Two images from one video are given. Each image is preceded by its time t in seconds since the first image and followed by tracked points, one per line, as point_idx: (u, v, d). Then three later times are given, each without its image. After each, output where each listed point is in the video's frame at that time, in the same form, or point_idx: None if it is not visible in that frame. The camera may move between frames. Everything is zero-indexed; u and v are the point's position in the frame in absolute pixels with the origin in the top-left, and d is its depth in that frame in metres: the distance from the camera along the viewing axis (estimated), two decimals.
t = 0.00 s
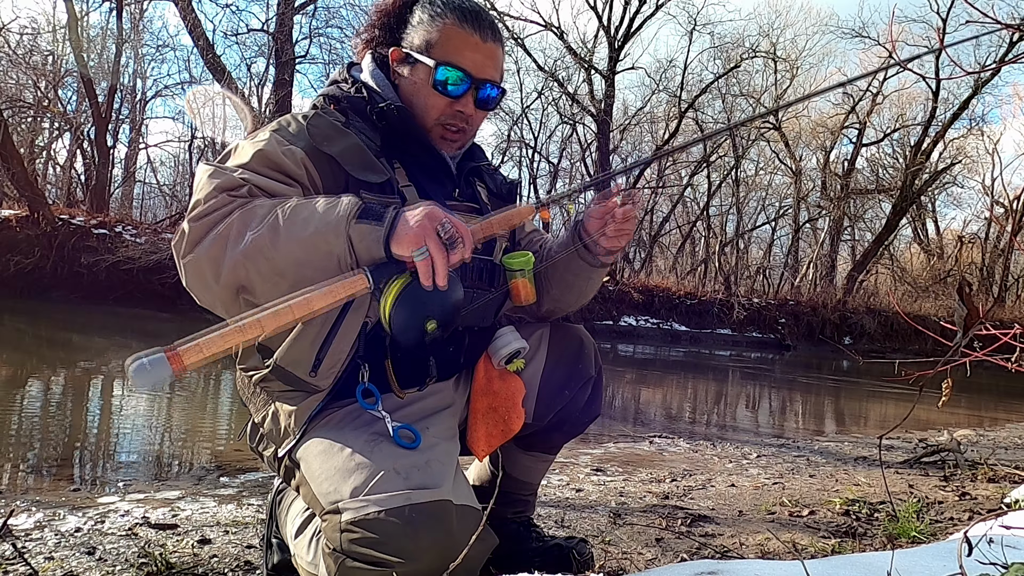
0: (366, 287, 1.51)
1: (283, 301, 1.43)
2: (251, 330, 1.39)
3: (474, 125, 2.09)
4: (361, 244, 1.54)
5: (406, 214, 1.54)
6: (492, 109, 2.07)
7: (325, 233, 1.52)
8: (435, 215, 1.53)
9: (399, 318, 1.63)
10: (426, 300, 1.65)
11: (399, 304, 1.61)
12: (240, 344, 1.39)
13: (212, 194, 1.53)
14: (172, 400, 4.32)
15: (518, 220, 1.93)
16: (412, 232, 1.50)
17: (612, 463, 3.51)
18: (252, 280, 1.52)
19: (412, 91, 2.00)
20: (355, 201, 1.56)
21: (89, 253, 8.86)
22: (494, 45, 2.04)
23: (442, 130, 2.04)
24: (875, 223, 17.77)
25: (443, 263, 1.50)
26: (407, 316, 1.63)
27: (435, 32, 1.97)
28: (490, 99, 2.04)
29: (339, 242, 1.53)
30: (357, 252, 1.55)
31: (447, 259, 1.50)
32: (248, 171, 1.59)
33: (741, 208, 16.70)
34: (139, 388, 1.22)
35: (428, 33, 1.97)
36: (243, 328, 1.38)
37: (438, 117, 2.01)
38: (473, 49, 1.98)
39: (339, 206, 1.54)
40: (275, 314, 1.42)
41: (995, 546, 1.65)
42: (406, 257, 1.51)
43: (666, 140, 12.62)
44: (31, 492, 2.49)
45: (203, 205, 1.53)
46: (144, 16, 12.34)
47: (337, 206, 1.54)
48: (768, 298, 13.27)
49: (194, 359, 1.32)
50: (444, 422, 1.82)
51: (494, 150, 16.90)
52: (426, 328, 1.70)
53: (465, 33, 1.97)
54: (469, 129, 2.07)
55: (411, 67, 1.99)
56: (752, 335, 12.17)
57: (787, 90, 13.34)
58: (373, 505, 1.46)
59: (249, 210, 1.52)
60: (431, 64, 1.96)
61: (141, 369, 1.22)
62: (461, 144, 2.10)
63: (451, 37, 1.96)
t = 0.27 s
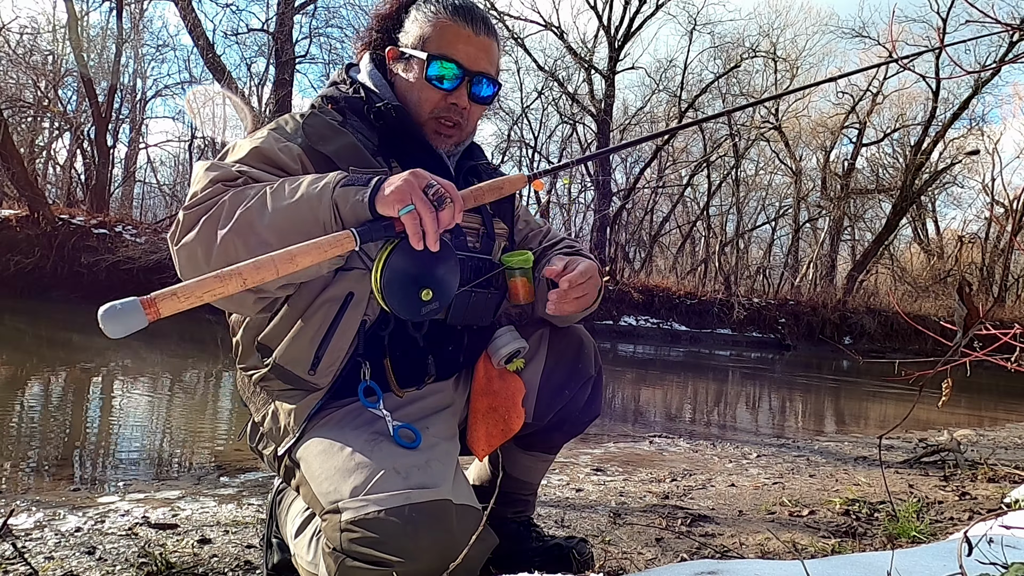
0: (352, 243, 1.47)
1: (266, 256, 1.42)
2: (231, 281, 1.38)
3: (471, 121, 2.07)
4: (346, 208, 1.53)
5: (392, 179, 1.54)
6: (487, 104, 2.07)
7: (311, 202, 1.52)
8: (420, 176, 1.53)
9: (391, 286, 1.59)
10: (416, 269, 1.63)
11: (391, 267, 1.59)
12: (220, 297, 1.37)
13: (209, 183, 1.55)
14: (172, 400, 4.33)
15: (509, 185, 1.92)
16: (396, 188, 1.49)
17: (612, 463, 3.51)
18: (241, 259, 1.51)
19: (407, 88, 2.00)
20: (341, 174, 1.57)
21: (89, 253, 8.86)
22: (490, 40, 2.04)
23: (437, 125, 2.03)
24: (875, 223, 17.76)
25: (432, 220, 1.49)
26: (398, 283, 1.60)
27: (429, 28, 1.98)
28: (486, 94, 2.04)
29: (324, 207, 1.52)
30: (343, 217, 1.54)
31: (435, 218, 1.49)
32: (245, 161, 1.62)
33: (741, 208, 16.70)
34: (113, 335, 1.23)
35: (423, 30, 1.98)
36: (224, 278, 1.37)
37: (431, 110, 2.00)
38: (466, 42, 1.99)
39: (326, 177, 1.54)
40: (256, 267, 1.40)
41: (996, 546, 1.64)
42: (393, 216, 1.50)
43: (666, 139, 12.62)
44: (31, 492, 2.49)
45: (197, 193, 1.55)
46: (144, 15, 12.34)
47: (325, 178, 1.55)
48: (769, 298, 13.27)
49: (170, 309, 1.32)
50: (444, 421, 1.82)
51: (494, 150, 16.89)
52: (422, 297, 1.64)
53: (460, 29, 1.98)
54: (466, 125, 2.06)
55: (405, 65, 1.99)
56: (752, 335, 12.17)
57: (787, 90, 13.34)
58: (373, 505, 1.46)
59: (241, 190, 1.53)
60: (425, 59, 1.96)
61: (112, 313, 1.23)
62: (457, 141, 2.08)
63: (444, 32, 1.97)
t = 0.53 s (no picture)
0: (350, 233, 1.46)
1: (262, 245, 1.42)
2: (227, 267, 1.38)
3: (470, 112, 2.06)
4: (343, 201, 1.52)
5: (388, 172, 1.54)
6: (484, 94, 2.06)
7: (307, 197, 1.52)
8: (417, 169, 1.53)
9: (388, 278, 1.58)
10: (414, 261, 1.61)
11: (387, 260, 1.58)
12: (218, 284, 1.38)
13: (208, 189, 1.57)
14: (172, 399, 4.33)
15: (506, 178, 1.92)
16: (391, 179, 1.48)
17: (613, 463, 3.51)
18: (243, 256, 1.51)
19: (403, 80, 2.00)
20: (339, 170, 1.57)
21: (89, 253, 8.86)
22: (485, 32, 2.05)
23: (435, 113, 2.01)
24: (875, 223, 17.76)
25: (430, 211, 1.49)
26: (394, 274, 1.58)
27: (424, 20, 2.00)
28: (483, 83, 2.04)
29: (320, 199, 1.52)
30: (340, 209, 1.52)
31: (431, 209, 1.49)
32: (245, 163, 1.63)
33: (741, 208, 16.70)
34: (109, 317, 1.22)
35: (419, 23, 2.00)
36: (220, 265, 1.38)
37: (429, 100, 1.99)
38: (460, 31, 2.00)
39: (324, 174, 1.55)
40: (252, 256, 1.40)
41: (996, 546, 1.64)
42: (389, 207, 1.48)
43: (666, 139, 12.62)
44: (30, 492, 2.49)
45: (199, 198, 1.57)
46: (144, 15, 12.34)
47: (323, 174, 1.55)
48: (769, 298, 13.26)
49: (168, 294, 1.31)
50: (444, 422, 1.81)
51: (494, 150, 16.89)
52: (419, 289, 1.62)
53: (453, 19, 2.01)
54: (465, 116, 2.04)
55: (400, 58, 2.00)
56: (751, 335, 12.17)
57: (787, 90, 13.34)
58: (372, 505, 1.46)
59: (242, 192, 1.54)
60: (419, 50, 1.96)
61: (110, 296, 1.23)
62: (456, 132, 2.06)
63: (438, 22, 1.99)
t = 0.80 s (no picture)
0: (302, 239, 1.41)
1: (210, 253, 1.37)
2: (170, 278, 1.32)
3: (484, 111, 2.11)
4: (300, 207, 1.47)
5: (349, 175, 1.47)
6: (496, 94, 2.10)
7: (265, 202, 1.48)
8: (377, 172, 1.46)
9: (345, 285, 1.54)
10: (371, 267, 1.59)
11: (344, 266, 1.54)
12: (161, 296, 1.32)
13: (189, 194, 1.57)
14: (172, 399, 4.33)
15: (474, 182, 1.79)
16: (349, 184, 1.42)
17: (612, 462, 3.52)
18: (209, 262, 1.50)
19: (421, 84, 2.00)
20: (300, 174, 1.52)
21: (89, 252, 8.86)
22: (492, 31, 2.08)
23: (455, 116, 2.03)
24: (875, 223, 17.76)
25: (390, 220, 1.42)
26: (350, 282, 1.55)
27: (436, 22, 2.00)
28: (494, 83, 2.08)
29: (277, 206, 1.48)
30: (295, 215, 1.47)
31: (391, 216, 1.42)
32: (234, 165, 1.61)
33: (741, 207, 16.70)
34: (46, 330, 1.17)
35: (429, 25, 2.00)
36: (162, 276, 1.31)
37: (450, 104, 2.01)
38: (476, 32, 2.02)
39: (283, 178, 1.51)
40: (197, 265, 1.35)
41: (996, 546, 1.64)
42: (346, 214, 1.43)
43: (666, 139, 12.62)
44: (30, 491, 2.49)
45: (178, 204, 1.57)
46: (144, 15, 12.34)
47: (282, 179, 1.51)
48: (769, 297, 13.27)
49: (107, 306, 1.25)
50: (443, 422, 1.81)
51: (494, 150, 16.88)
52: (377, 298, 1.61)
53: (465, 20, 2.02)
54: (482, 116, 2.08)
55: (415, 61, 2.00)
56: (751, 334, 12.17)
57: (787, 90, 13.33)
58: (372, 505, 1.46)
59: (211, 196, 1.54)
60: (439, 54, 1.98)
61: (42, 310, 1.17)
62: (473, 132, 2.10)
63: (451, 25, 2.00)
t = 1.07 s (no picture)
0: (279, 255, 1.41)
1: (185, 268, 1.37)
2: (144, 294, 1.35)
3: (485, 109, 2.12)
4: (277, 218, 1.46)
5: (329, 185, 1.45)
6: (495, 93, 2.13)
7: (244, 213, 1.48)
8: (357, 180, 1.43)
9: (326, 297, 1.50)
10: (353, 279, 1.54)
11: (324, 277, 1.50)
12: (137, 310, 1.36)
13: (181, 198, 1.56)
14: (172, 399, 4.33)
15: (455, 189, 1.77)
16: (327, 195, 1.39)
17: (613, 462, 3.52)
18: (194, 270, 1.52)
19: (425, 86, 2.01)
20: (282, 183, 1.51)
21: (90, 252, 8.87)
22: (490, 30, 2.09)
23: (461, 117, 2.05)
24: (875, 223, 17.75)
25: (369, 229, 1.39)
26: (331, 294, 1.50)
27: (439, 22, 2.00)
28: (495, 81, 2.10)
29: (254, 218, 1.47)
30: (273, 227, 1.47)
31: (371, 226, 1.39)
32: (229, 169, 1.61)
33: (741, 207, 16.70)
34: (15, 352, 1.17)
35: (430, 25, 1.99)
36: (137, 292, 1.34)
37: (455, 105, 2.03)
38: (477, 31, 2.03)
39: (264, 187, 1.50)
40: (171, 280, 1.36)
41: (995, 546, 1.64)
42: (325, 224, 1.41)
43: (666, 138, 12.62)
44: (31, 491, 2.49)
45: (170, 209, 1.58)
46: (144, 14, 12.34)
47: (263, 189, 1.50)
48: (769, 297, 13.26)
49: (78, 325, 1.28)
50: (443, 422, 1.81)
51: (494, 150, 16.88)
52: (359, 309, 1.55)
53: (467, 20, 2.02)
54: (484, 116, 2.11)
55: (417, 62, 2.00)
56: (751, 334, 12.17)
57: (787, 90, 13.33)
58: (372, 504, 1.46)
59: (198, 202, 1.54)
60: (445, 55, 1.98)
61: (12, 329, 1.18)
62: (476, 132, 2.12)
63: (454, 26, 2.00)
